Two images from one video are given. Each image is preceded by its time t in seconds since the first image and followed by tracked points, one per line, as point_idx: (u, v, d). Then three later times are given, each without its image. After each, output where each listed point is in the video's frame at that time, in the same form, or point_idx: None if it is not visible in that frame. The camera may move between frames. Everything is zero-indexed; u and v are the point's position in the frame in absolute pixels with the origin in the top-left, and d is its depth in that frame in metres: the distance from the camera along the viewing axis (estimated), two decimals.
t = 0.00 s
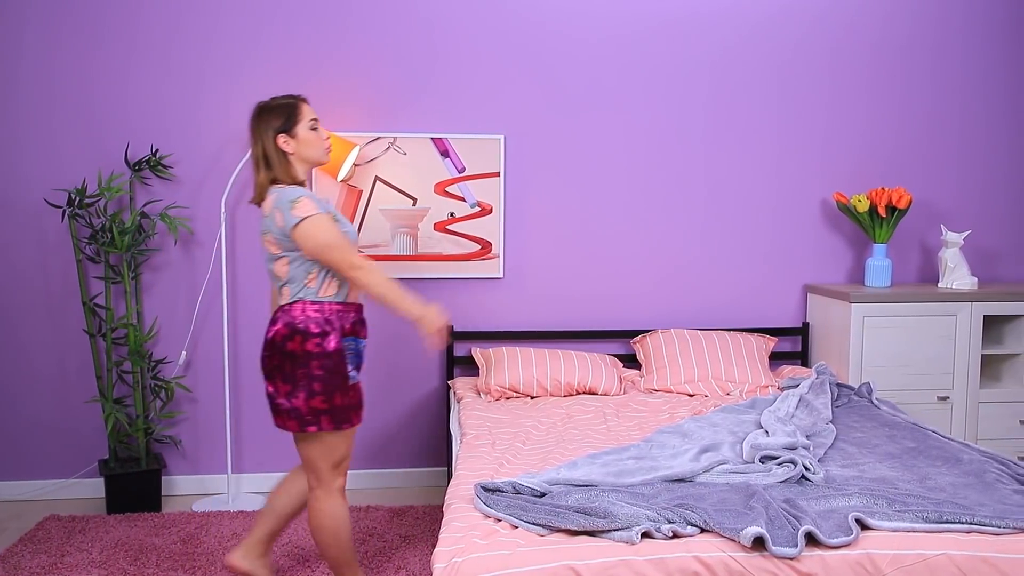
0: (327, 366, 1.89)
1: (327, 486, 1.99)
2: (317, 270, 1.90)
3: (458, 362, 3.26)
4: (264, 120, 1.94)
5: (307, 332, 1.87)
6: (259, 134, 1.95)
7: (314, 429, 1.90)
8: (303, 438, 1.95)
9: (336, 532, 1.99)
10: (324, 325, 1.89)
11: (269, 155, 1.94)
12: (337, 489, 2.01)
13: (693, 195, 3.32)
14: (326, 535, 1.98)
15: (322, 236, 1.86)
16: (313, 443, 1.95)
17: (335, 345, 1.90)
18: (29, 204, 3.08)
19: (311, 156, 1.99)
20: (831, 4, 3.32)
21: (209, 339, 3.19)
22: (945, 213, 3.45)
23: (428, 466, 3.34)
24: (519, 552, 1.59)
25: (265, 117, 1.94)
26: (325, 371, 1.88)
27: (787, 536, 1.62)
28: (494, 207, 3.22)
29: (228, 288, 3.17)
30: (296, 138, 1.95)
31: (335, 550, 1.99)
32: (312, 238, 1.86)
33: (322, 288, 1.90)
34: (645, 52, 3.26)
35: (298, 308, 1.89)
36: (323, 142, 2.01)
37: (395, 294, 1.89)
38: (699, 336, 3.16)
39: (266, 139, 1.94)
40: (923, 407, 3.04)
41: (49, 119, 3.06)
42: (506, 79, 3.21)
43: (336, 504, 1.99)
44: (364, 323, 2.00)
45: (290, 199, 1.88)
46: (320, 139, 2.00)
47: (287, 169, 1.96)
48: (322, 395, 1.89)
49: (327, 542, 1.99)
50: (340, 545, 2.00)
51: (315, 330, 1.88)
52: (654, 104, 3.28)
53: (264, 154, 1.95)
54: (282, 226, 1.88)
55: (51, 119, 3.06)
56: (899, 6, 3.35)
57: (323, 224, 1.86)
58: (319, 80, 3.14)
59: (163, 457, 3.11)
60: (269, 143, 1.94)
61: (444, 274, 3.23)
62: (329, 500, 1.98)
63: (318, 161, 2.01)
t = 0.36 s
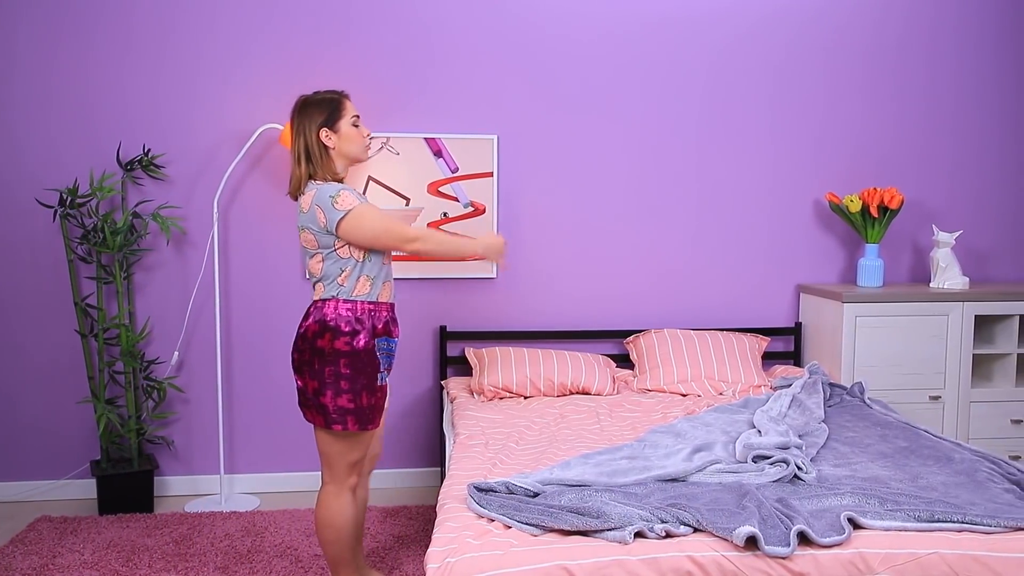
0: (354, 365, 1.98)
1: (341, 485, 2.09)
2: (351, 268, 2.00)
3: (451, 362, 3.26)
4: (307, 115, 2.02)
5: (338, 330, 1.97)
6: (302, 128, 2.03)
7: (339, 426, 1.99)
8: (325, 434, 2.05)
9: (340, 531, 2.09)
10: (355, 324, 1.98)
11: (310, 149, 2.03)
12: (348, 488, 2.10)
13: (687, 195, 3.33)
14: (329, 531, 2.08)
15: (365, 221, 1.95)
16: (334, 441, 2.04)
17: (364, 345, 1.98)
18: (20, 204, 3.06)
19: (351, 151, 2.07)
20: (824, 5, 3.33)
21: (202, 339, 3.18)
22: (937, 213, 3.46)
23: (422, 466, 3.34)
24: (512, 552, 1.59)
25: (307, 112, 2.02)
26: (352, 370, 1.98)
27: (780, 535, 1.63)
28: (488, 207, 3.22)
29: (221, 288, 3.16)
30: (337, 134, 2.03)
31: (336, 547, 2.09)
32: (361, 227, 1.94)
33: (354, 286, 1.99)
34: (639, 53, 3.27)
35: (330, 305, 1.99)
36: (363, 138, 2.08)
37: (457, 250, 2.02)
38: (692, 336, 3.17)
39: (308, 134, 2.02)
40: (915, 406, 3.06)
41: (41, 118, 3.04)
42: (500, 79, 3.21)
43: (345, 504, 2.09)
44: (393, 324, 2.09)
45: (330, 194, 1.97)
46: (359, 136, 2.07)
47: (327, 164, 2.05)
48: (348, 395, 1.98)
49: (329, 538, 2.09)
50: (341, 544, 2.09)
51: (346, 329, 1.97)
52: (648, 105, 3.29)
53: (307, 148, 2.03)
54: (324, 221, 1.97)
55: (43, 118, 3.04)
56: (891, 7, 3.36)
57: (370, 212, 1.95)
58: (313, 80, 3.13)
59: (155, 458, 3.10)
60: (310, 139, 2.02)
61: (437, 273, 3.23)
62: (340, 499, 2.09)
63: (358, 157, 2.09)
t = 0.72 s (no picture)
0: (358, 365, 2.00)
1: (341, 484, 2.10)
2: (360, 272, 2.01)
3: (447, 362, 3.26)
4: (333, 114, 2.05)
5: (344, 329, 1.98)
6: (327, 128, 2.05)
7: (337, 425, 2.01)
8: (326, 433, 2.06)
9: (337, 530, 2.09)
10: (363, 325, 1.99)
11: (335, 148, 2.04)
12: (348, 488, 2.11)
13: (682, 195, 3.33)
14: (327, 530, 2.09)
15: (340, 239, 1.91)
16: (335, 440, 2.05)
17: (370, 347, 2.00)
18: (15, 203, 3.05)
19: (374, 152, 2.08)
20: (819, 5, 3.33)
21: (197, 339, 3.17)
22: (931, 213, 3.47)
23: (417, 466, 3.34)
24: (508, 552, 1.59)
25: (334, 112, 2.04)
26: (356, 370, 2.00)
27: (775, 534, 1.63)
28: (484, 207, 3.22)
29: (216, 288, 3.15)
30: (363, 134, 2.05)
31: (333, 547, 2.10)
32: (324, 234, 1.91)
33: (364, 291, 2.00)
34: (635, 53, 3.27)
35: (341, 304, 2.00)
36: (387, 139, 2.10)
37: (322, 326, 1.84)
38: (688, 335, 3.18)
39: (333, 132, 2.04)
40: (910, 406, 3.06)
41: (35, 117, 3.03)
42: (496, 79, 3.21)
43: (344, 504, 2.10)
44: (404, 328, 2.09)
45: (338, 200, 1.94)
46: (382, 137, 2.08)
47: (352, 164, 2.05)
48: (351, 394, 2.00)
49: (327, 537, 2.09)
50: (338, 544, 2.10)
51: (353, 329, 1.98)
52: (644, 105, 3.29)
53: (332, 147, 2.05)
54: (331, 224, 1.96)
55: (38, 118, 3.03)
56: (887, 8, 3.37)
57: (340, 229, 1.90)
58: (308, 79, 3.13)
59: (150, 458, 3.09)
60: (335, 138, 2.04)
61: (433, 274, 3.23)
62: (339, 498, 2.09)
63: (382, 157, 2.10)
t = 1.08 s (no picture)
0: (366, 356, 2.01)
1: (344, 483, 2.10)
2: (358, 255, 2.03)
3: (446, 362, 3.26)
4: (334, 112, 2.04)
5: (350, 321, 2.00)
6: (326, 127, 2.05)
7: (353, 418, 2.00)
8: (332, 431, 2.05)
9: (338, 528, 2.09)
10: (368, 317, 2.01)
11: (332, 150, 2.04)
12: (349, 488, 2.11)
13: (682, 195, 3.34)
14: (328, 529, 2.08)
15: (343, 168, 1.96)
16: (337, 439, 2.05)
17: (377, 338, 2.01)
18: (15, 204, 3.05)
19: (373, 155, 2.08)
20: (819, 5, 3.33)
21: (197, 339, 3.17)
22: (930, 213, 3.47)
23: (417, 466, 3.34)
24: (507, 552, 1.59)
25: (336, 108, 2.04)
26: (364, 362, 2.00)
27: (775, 534, 1.63)
28: (483, 207, 3.22)
29: (215, 287, 3.15)
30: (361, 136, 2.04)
31: (333, 546, 2.09)
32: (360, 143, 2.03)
33: (363, 274, 2.02)
34: (635, 53, 3.27)
35: (345, 298, 2.03)
36: (386, 144, 2.09)
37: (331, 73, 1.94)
38: (688, 335, 3.18)
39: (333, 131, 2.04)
40: (910, 406, 3.07)
41: (34, 117, 3.03)
42: (496, 79, 3.21)
43: (346, 503, 2.09)
44: (408, 318, 2.11)
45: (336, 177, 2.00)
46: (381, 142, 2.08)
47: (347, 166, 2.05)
48: (361, 386, 2.00)
49: (328, 536, 2.09)
50: (338, 543, 2.09)
51: (359, 321, 2.00)
52: (644, 104, 3.29)
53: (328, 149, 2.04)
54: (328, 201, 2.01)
55: (38, 118, 3.03)
56: (886, 7, 3.37)
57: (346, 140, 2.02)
58: (308, 79, 3.13)
59: (150, 458, 3.09)
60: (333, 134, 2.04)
61: (432, 273, 3.23)
62: (342, 497, 2.09)
63: (378, 161, 2.10)
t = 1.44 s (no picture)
0: (369, 355, 2.01)
1: (346, 483, 2.10)
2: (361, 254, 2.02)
3: (446, 362, 3.26)
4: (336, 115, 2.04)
5: (352, 320, 2.00)
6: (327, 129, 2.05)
7: (355, 416, 1.99)
8: (334, 431, 2.05)
9: (340, 529, 2.09)
10: (370, 315, 2.01)
11: (332, 145, 2.05)
12: (351, 488, 2.11)
13: (682, 195, 3.34)
14: (330, 529, 2.08)
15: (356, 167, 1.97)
16: (339, 439, 2.05)
17: (379, 336, 2.02)
18: (15, 203, 3.05)
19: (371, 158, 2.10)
20: (819, 4, 3.33)
21: (197, 339, 3.17)
22: (931, 213, 3.47)
23: (417, 466, 3.34)
24: (507, 552, 1.59)
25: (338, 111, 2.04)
26: (367, 361, 2.01)
27: (775, 534, 1.63)
28: (483, 207, 3.22)
29: (216, 287, 3.15)
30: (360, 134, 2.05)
31: (334, 546, 2.09)
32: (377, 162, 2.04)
33: (367, 274, 2.01)
34: (635, 52, 3.27)
35: (347, 296, 2.02)
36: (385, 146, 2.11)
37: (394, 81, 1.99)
38: (688, 335, 3.18)
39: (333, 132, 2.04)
40: (910, 405, 3.07)
41: (35, 116, 3.03)
42: (496, 79, 3.21)
43: (347, 503, 2.09)
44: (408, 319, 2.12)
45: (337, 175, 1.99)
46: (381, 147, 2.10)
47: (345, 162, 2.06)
48: (363, 384, 2.00)
49: (330, 536, 2.09)
50: (338, 544, 2.09)
51: (361, 319, 2.00)
52: (644, 104, 3.29)
53: (329, 146, 2.05)
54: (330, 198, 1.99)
55: (38, 117, 3.03)
56: (886, 7, 3.37)
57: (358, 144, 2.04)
58: (308, 79, 3.13)
59: (150, 458, 3.09)
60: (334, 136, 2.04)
61: (432, 273, 3.23)
62: (344, 497, 2.09)
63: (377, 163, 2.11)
